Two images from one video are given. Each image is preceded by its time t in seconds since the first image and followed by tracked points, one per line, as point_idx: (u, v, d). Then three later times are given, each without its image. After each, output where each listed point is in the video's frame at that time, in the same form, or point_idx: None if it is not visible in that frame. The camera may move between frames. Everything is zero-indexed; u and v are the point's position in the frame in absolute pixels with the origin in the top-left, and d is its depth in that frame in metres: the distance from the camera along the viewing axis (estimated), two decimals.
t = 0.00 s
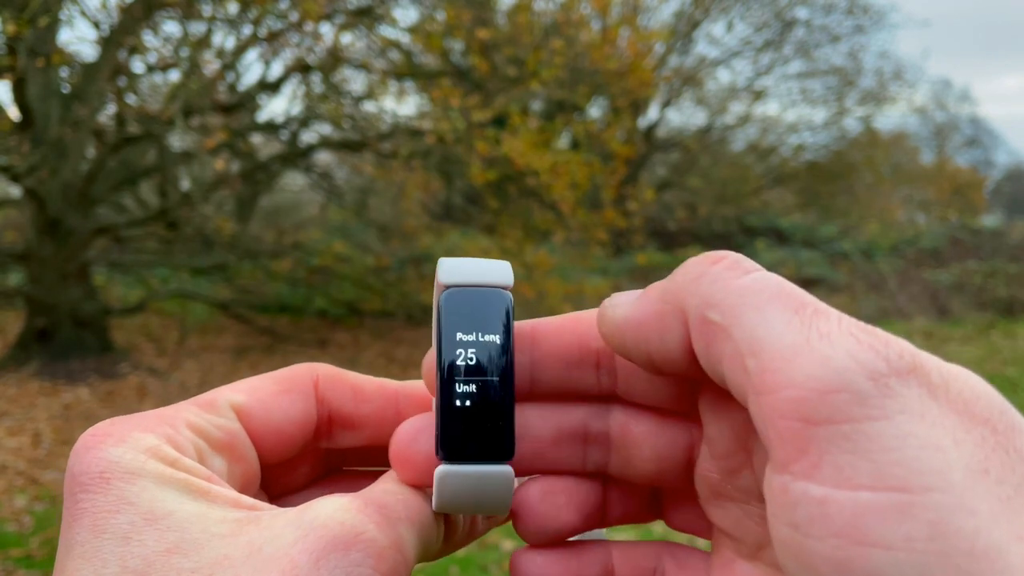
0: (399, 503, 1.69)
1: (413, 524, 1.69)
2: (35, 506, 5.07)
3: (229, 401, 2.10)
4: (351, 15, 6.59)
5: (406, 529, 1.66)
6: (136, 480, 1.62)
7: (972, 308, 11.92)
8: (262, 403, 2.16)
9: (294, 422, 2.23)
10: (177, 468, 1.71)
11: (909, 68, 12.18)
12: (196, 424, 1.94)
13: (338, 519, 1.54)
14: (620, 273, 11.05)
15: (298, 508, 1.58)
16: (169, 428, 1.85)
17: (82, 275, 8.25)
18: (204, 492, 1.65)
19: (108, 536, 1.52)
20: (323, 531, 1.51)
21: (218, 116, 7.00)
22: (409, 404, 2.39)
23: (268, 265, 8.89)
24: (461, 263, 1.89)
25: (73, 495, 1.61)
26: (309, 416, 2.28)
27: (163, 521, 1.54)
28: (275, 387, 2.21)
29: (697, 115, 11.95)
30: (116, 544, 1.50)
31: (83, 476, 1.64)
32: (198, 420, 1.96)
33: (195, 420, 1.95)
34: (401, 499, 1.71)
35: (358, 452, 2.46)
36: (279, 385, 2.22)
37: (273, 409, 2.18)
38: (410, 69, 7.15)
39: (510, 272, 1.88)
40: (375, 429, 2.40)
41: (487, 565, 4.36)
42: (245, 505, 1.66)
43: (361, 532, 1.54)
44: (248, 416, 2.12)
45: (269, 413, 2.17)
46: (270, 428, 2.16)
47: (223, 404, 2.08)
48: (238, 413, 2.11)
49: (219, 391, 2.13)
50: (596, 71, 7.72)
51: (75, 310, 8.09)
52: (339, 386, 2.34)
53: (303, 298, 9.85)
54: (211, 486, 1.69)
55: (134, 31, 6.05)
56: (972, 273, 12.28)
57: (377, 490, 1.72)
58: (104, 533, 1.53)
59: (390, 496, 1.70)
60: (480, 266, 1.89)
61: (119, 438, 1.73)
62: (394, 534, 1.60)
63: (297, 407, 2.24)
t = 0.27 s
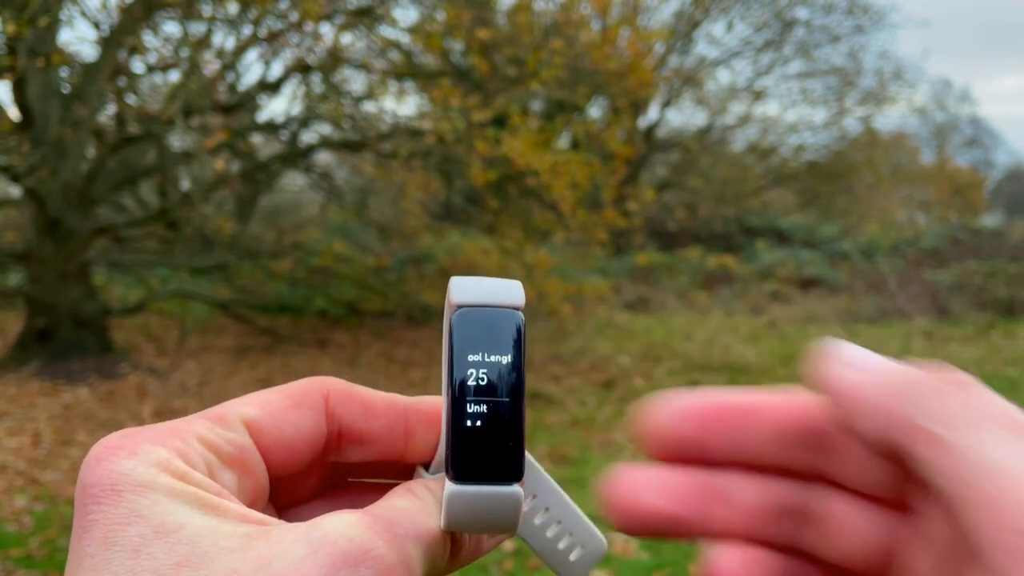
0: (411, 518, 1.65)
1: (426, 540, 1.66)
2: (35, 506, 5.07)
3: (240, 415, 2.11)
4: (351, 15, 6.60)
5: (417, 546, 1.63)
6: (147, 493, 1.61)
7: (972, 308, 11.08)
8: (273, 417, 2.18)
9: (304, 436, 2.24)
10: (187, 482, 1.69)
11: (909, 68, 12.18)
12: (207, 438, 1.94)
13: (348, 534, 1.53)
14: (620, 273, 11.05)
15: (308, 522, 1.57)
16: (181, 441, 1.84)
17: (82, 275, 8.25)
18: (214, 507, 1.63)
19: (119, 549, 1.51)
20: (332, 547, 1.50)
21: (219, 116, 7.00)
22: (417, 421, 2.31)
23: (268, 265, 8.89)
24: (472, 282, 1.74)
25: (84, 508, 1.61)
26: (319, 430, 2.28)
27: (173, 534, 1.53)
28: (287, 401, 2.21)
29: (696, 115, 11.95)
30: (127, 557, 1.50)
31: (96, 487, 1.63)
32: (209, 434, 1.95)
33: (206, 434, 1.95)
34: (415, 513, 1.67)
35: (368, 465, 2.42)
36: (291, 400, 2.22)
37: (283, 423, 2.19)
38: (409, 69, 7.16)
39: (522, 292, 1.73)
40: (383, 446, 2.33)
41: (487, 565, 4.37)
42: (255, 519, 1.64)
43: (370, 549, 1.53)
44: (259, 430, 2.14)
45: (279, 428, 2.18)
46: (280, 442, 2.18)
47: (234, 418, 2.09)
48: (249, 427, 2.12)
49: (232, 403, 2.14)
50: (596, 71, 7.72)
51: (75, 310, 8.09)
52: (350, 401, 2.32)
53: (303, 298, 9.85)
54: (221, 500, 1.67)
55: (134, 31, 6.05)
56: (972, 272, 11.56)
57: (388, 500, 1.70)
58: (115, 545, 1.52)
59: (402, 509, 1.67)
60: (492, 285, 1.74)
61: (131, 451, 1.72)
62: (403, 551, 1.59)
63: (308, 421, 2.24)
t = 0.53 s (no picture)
0: (398, 527, 1.51)
1: (411, 549, 1.51)
2: (36, 506, 5.08)
3: (231, 422, 1.94)
4: (351, 15, 6.60)
5: (401, 557, 1.49)
6: (133, 498, 1.50)
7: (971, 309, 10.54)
8: (263, 425, 2.00)
9: (295, 445, 2.05)
10: (176, 488, 1.57)
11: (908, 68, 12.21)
12: (198, 445, 1.79)
13: (328, 545, 1.40)
14: (620, 273, 11.07)
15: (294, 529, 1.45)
16: (172, 445, 1.71)
17: (82, 275, 8.27)
18: (200, 513, 1.51)
19: (104, 554, 1.42)
20: (312, 559, 1.37)
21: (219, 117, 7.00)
22: (411, 432, 2.11)
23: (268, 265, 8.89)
24: (465, 291, 1.60)
25: (73, 510, 1.50)
26: (309, 440, 2.08)
27: (159, 541, 1.42)
28: (277, 409, 2.03)
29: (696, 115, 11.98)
30: (112, 563, 1.40)
31: (81, 490, 1.53)
32: (199, 440, 1.80)
33: (196, 438, 1.80)
34: (401, 522, 1.53)
35: (360, 475, 2.21)
36: (281, 407, 2.03)
37: (274, 431, 2.00)
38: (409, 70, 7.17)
39: (515, 298, 1.59)
40: (375, 457, 2.13)
41: (487, 565, 4.38)
42: (241, 526, 1.52)
43: (351, 561, 1.40)
44: (249, 439, 1.96)
45: (269, 437, 2.00)
46: (270, 452, 1.99)
47: (225, 425, 1.91)
48: (239, 436, 1.95)
49: (219, 410, 1.96)
50: (596, 71, 7.73)
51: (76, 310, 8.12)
52: (341, 409, 2.11)
53: (303, 298, 9.86)
54: (210, 507, 1.56)
55: (134, 31, 6.07)
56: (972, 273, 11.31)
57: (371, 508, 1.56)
58: (100, 550, 1.42)
59: (386, 517, 1.52)
60: (487, 294, 1.60)
61: (121, 454, 1.61)
62: (384, 563, 1.44)
63: (299, 430, 2.05)
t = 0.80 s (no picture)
0: (427, 508, 1.48)
1: (438, 530, 1.48)
2: (36, 506, 5.08)
3: (268, 400, 1.96)
4: (351, 15, 6.60)
5: (429, 536, 1.45)
6: (174, 471, 1.51)
7: (970, 309, 10.56)
8: (299, 404, 2.02)
9: (330, 425, 2.07)
10: (214, 463, 1.58)
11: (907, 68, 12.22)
12: (236, 421, 1.81)
13: (358, 522, 1.38)
14: (620, 273, 11.07)
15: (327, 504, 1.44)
16: (211, 422, 1.73)
17: (82, 275, 8.27)
18: (239, 488, 1.52)
19: (146, 522, 1.43)
20: (341, 535, 1.35)
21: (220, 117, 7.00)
22: (441, 415, 2.09)
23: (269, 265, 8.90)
24: (495, 274, 1.58)
25: (116, 480, 1.52)
26: (342, 421, 2.09)
27: (197, 512, 1.43)
28: (314, 388, 2.05)
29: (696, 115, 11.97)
30: (153, 531, 1.41)
31: (125, 462, 1.54)
32: (237, 417, 1.82)
33: (233, 415, 1.81)
34: (430, 501, 1.50)
35: (391, 458, 2.20)
36: (317, 387, 2.06)
37: (309, 411, 2.03)
38: (410, 70, 7.18)
39: (543, 285, 1.57)
40: (406, 438, 2.11)
41: (487, 565, 4.38)
42: (276, 500, 1.53)
43: (379, 539, 1.36)
44: (286, 416, 1.98)
45: (304, 415, 2.02)
46: (306, 430, 2.01)
47: (262, 403, 1.94)
48: (276, 413, 1.97)
49: (259, 389, 1.99)
50: (596, 71, 7.74)
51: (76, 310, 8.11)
52: (376, 391, 2.13)
53: (303, 298, 9.86)
54: (245, 481, 1.56)
55: (134, 32, 6.08)
56: (971, 273, 11.28)
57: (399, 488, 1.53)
58: (142, 518, 1.43)
59: (415, 497, 1.49)
60: (519, 279, 1.58)
61: (164, 428, 1.62)
62: (412, 542, 1.41)
63: (334, 410, 2.08)
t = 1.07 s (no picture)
0: (461, 504, 1.48)
1: (471, 527, 1.48)
2: (36, 506, 5.08)
3: (309, 396, 1.94)
4: (351, 16, 6.61)
5: (463, 533, 1.45)
6: (221, 464, 1.50)
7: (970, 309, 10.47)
8: (338, 400, 2.00)
9: (367, 421, 2.05)
10: (257, 457, 1.57)
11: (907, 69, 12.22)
12: (277, 416, 1.79)
13: (396, 518, 1.37)
14: (620, 273, 11.08)
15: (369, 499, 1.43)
16: (254, 417, 1.72)
17: (82, 275, 8.27)
18: (283, 481, 1.51)
19: (192, 513, 1.43)
20: (380, 530, 1.35)
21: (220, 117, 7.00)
22: (475, 414, 2.06)
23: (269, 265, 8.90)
24: (530, 278, 1.58)
25: (163, 471, 1.51)
26: (378, 417, 2.07)
27: (242, 505, 1.43)
28: (352, 385, 2.03)
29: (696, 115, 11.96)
30: (199, 522, 1.41)
31: (172, 453, 1.54)
32: (278, 412, 1.80)
33: (276, 410, 1.80)
34: (465, 499, 1.50)
35: (426, 455, 2.17)
36: (354, 384, 2.03)
37: (347, 407, 2.00)
38: (410, 70, 7.18)
39: (577, 289, 1.57)
40: (441, 436, 2.08)
41: (488, 565, 4.39)
42: (318, 494, 1.51)
43: (415, 535, 1.36)
44: (325, 412, 1.96)
45: (343, 412, 1.99)
46: (344, 426, 1.99)
47: (304, 400, 1.92)
48: (315, 409, 1.95)
49: (299, 386, 1.97)
50: (596, 71, 7.74)
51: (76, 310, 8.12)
52: (412, 390, 2.10)
53: (303, 298, 9.86)
54: (287, 474, 1.55)
55: (134, 32, 6.08)
56: (971, 273, 11.29)
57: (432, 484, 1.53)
58: (189, 509, 1.43)
59: (450, 494, 1.50)
60: (554, 283, 1.58)
61: (210, 421, 1.62)
62: (446, 539, 1.41)
63: (371, 407, 2.05)
